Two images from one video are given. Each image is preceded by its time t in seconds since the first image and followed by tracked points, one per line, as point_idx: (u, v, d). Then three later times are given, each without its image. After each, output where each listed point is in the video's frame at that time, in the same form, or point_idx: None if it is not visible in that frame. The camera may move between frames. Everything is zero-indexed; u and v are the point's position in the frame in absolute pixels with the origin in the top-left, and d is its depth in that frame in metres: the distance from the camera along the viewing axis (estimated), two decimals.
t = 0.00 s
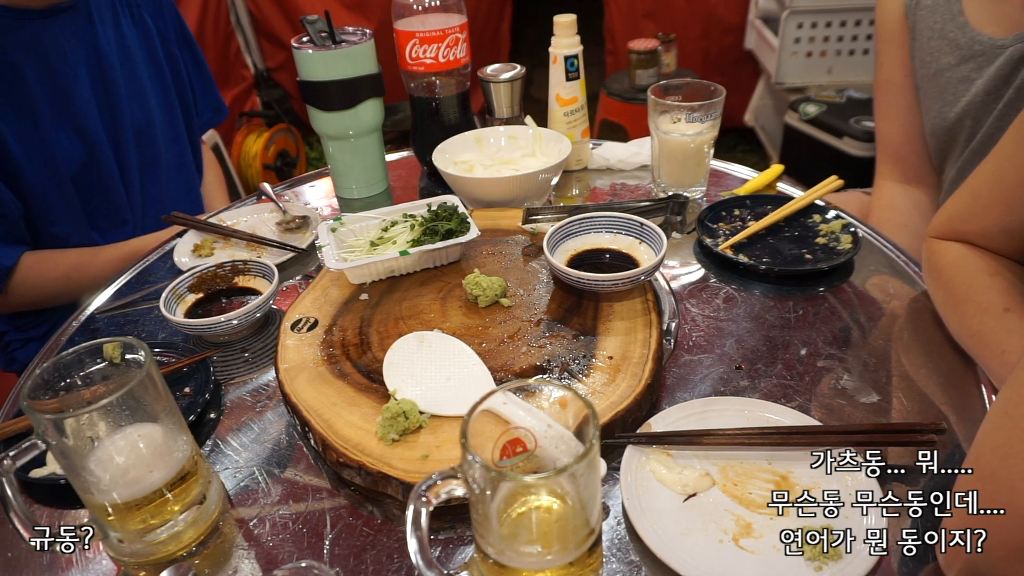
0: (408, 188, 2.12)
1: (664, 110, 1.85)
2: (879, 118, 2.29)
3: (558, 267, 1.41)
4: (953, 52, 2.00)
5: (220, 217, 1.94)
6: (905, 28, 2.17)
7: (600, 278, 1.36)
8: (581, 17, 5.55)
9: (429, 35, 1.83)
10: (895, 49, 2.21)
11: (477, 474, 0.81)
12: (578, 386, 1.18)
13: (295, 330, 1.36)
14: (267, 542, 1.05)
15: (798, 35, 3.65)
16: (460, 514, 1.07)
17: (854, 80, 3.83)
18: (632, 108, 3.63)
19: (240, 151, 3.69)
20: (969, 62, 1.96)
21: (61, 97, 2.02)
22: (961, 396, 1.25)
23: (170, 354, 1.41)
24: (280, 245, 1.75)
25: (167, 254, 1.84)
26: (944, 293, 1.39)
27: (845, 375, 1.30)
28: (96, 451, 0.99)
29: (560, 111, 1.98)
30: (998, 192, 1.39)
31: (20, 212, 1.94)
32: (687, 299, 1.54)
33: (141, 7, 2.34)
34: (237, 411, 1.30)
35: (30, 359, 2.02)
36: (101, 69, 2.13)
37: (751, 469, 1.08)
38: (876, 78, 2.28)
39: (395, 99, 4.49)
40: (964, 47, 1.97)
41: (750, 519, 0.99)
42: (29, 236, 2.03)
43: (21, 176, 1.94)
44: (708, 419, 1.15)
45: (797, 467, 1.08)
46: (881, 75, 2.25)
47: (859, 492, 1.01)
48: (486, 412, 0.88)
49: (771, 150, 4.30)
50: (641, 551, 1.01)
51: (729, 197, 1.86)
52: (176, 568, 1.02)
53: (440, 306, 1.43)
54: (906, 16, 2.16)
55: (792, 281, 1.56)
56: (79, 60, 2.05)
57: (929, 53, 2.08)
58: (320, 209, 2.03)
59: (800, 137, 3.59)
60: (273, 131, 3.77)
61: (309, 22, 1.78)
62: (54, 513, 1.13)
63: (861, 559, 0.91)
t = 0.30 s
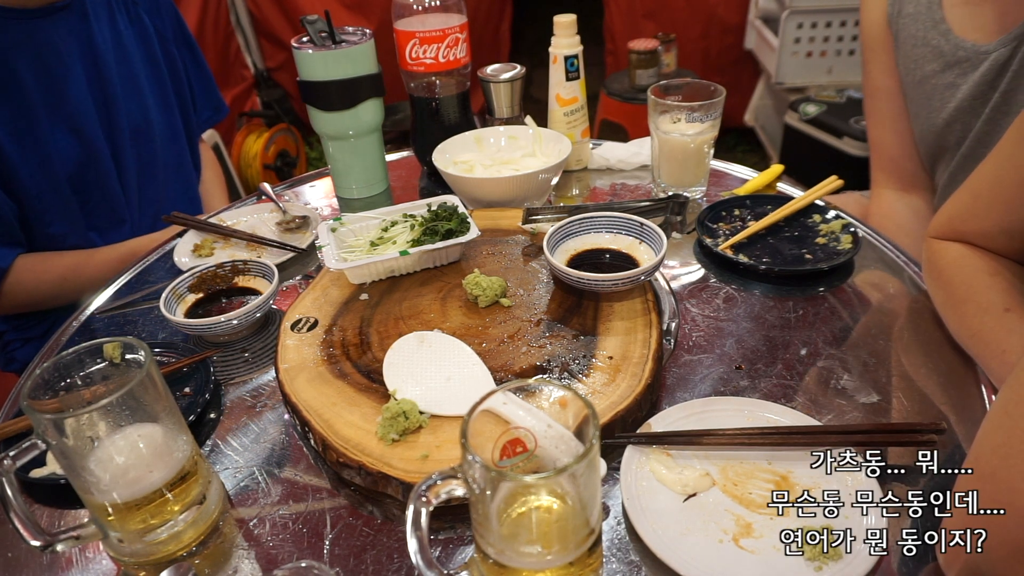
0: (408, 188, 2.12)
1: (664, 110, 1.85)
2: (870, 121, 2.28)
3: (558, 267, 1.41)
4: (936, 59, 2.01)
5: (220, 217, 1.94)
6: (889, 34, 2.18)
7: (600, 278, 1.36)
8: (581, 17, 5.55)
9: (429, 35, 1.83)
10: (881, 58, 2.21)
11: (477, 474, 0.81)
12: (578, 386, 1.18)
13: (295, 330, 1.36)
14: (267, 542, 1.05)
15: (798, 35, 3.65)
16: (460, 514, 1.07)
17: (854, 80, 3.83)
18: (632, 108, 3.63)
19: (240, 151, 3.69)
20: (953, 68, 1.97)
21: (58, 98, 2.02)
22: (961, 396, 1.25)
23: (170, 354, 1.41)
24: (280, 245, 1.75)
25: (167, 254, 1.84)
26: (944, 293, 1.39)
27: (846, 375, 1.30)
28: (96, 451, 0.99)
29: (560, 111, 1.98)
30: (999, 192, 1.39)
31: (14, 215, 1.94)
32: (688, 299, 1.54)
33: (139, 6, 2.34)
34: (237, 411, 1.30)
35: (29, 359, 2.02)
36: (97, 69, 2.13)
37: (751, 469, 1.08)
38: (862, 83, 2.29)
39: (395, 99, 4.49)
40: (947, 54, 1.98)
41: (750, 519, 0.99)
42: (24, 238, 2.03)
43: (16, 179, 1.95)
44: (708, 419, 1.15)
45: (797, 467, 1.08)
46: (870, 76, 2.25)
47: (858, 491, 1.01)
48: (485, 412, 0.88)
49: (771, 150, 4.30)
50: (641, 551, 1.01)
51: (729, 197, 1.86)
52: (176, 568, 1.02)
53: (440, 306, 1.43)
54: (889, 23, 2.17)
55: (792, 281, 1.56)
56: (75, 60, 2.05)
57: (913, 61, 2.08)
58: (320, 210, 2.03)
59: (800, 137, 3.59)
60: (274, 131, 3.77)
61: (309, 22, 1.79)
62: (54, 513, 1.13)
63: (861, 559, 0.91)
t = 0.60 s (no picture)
0: (408, 188, 2.12)
1: (664, 110, 1.85)
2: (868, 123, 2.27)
3: (558, 267, 1.41)
4: (931, 64, 2.00)
5: (220, 217, 1.94)
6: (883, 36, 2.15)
7: (600, 278, 1.36)
8: (581, 17, 5.55)
9: (429, 35, 1.83)
10: (875, 67, 2.19)
11: (477, 474, 0.81)
12: (578, 386, 1.18)
13: (295, 330, 1.36)
14: (267, 542, 1.05)
15: (798, 35, 3.65)
16: (460, 514, 1.07)
17: (854, 80, 3.83)
18: (632, 109, 3.63)
19: (240, 151, 3.69)
20: (948, 72, 1.96)
21: (57, 99, 2.02)
22: (961, 396, 1.25)
23: (170, 354, 1.41)
24: (280, 245, 1.75)
25: (167, 254, 1.84)
26: (944, 293, 1.39)
27: (846, 375, 1.30)
28: (96, 451, 0.99)
29: (560, 111, 1.98)
30: (999, 192, 1.39)
31: (14, 217, 1.94)
32: (687, 299, 1.54)
33: (138, 6, 2.33)
34: (237, 411, 1.30)
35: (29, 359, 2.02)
36: (97, 69, 2.12)
37: (752, 469, 1.08)
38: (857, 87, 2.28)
39: (395, 99, 4.49)
40: (941, 59, 1.97)
41: (750, 519, 0.99)
42: (24, 241, 2.03)
43: (17, 181, 1.95)
44: (708, 419, 1.15)
45: (797, 467, 1.08)
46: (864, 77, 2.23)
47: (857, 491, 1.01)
48: (485, 412, 0.88)
49: (771, 150, 4.30)
50: (641, 551, 1.01)
51: (729, 197, 1.86)
52: (176, 568, 1.02)
53: (440, 306, 1.43)
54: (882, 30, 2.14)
55: (792, 281, 1.56)
56: (74, 61, 2.05)
57: (908, 67, 2.06)
58: (320, 210, 2.03)
59: (800, 137, 3.59)
60: (273, 131, 3.77)
61: (309, 22, 1.79)
62: (55, 512, 1.13)
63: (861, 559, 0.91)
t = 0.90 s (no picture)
0: (408, 188, 2.12)
1: (664, 110, 1.85)
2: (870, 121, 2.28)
3: (558, 267, 1.41)
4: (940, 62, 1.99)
5: (220, 217, 1.94)
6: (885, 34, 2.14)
7: (600, 278, 1.36)
8: (581, 17, 5.55)
9: (429, 35, 1.83)
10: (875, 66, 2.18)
11: (477, 474, 0.81)
12: (578, 386, 1.18)
13: (295, 330, 1.36)
14: (267, 542, 1.05)
15: (798, 35, 3.65)
16: (460, 514, 1.07)
17: (853, 80, 3.83)
18: (632, 109, 3.63)
19: (240, 151, 3.69)
20: (956, 71, 1.96)
21: (61, 101, 2.02)
22: (961, 396, 1.25)
23: (170, 354, 1.41)
24: (280, 245, 1.75)
25: (167, 254, 1.84)
26: (945, 293, 1.39)
27: (846, 375, 1.30)
28: (96, 451, 0.99)
29: (560, 111, 1.98)
30: (999, 193, 1.39)
31: (17, 217, 1.94)
32: (687, 299, 1.54)
33: (140, 7, 2.34)
34: (237, 411, 1.30)
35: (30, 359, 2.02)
36: (100, 70, 2.12)
37: (751, 469, 1.08)
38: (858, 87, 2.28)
39: (395, 99, 4.49)
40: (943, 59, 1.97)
41: (750, 519, 0.99)
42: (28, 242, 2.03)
43: (20, 182, 1.95)
44: (708, 419, 1.15)
45: (797, 467, 1.08)
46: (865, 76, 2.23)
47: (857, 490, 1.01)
48: (485, 412, 0.88)
49: (771, 150, 4.31)
50: (641, 551, 1.01)
51: (729, 197, 1.86)
52: (176, 568, 1.02)
53: (440, 306, 1.43)
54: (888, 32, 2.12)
55: (792, 281, 1.56)
56: (78, 62, 2.05)
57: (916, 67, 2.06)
58: (320, 210, 2.03)
59: (800, 137, 3.59)
60: (274, 131, 3.77)
61: (309, 22, 1.79)
62: (55, 513, 1.13)
63: (861, 559, 0.91)
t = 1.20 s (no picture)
0: (408, 188, 2.12)
1: (664, 110, 1.85)
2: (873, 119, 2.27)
3: (558, 267, 1.41)
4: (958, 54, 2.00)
5: (220, 217, 1.94)
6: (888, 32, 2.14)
7: (600, 278, 1.36)
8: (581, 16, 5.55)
9: (429, 35, 1.83)
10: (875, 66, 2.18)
11: (477, 474, 0.81)
12: (578, 386, 1.18)
13: (295, 330, 1.36)
14: (267, 542, 1.05)
15: (798, 35, 3.65)
16: (460, 514, 1.07)
17: (854, 80, 3.83)
18: (632, 109, 3.63)
19: (240, 151, 3.69)
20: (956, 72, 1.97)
21: (63, 101, 2.02)
22: (961, 396, 1.25)
23: (170, 354, 1.41)
24: (280, 245, 1.75)
25: (167, 254, 1.84)
26: (945, 292, 1.39)
27: (846, 375, 1.30)
28: (96, 451, 1.00)
29: (560, 111, 1.98)
30: (999, 193, 1.39)
31: (19, 217, 1.94)
32: (687, 299, 1.54)
33: (142, 9, 2.34)
34: (237, 411, 1.30)
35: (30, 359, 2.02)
36: (103, 70, 2.13)
37: (751, 469, 1.08)
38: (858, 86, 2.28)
39: (395, 99, 4.49)
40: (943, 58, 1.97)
41: (750, 519, 0.99)
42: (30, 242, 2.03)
43: (21, 181, 1.94)
44: (708, 419, 1.15)
45: (797, 467, 1.08)
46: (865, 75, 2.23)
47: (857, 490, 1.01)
48: (485, 412, 0.88)
49: (771, 150, 4.31)
50: (641, 551, 1.01)
51: (729, 197, 1.86)
52: (176, 567, 1.02)
53: (440, 306, 1.43)
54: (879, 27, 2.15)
55: (792, 281, 1.56)
56: (80, 62, 2.05)
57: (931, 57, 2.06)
58: (320, 210, 2.03)
59: (800, 137, 3.59)
60: (273, 131, 3.77)
61: (309, 22, 1.79)
62: (55, 513, 1.13)
63: (861, 559, 0.91)
